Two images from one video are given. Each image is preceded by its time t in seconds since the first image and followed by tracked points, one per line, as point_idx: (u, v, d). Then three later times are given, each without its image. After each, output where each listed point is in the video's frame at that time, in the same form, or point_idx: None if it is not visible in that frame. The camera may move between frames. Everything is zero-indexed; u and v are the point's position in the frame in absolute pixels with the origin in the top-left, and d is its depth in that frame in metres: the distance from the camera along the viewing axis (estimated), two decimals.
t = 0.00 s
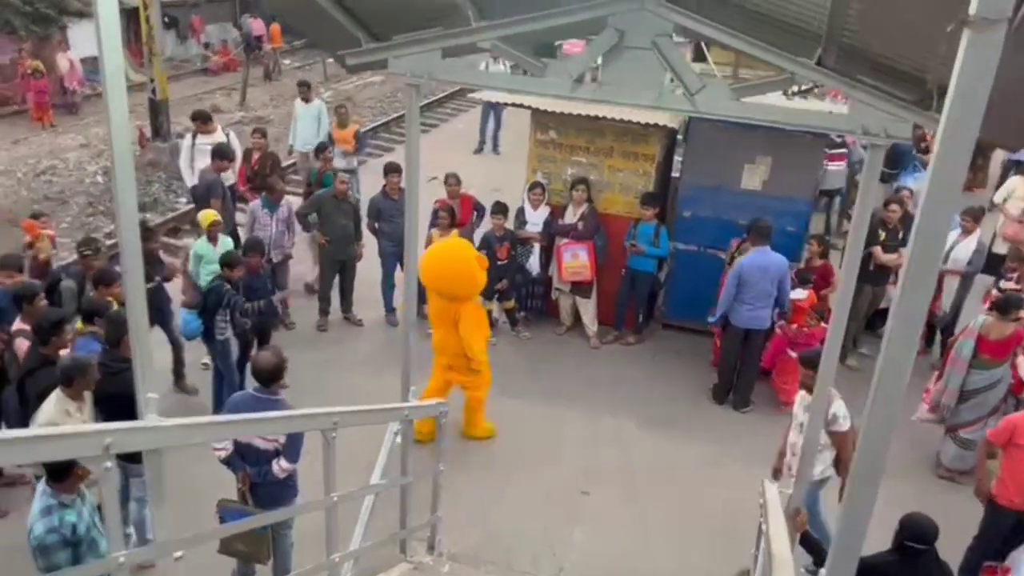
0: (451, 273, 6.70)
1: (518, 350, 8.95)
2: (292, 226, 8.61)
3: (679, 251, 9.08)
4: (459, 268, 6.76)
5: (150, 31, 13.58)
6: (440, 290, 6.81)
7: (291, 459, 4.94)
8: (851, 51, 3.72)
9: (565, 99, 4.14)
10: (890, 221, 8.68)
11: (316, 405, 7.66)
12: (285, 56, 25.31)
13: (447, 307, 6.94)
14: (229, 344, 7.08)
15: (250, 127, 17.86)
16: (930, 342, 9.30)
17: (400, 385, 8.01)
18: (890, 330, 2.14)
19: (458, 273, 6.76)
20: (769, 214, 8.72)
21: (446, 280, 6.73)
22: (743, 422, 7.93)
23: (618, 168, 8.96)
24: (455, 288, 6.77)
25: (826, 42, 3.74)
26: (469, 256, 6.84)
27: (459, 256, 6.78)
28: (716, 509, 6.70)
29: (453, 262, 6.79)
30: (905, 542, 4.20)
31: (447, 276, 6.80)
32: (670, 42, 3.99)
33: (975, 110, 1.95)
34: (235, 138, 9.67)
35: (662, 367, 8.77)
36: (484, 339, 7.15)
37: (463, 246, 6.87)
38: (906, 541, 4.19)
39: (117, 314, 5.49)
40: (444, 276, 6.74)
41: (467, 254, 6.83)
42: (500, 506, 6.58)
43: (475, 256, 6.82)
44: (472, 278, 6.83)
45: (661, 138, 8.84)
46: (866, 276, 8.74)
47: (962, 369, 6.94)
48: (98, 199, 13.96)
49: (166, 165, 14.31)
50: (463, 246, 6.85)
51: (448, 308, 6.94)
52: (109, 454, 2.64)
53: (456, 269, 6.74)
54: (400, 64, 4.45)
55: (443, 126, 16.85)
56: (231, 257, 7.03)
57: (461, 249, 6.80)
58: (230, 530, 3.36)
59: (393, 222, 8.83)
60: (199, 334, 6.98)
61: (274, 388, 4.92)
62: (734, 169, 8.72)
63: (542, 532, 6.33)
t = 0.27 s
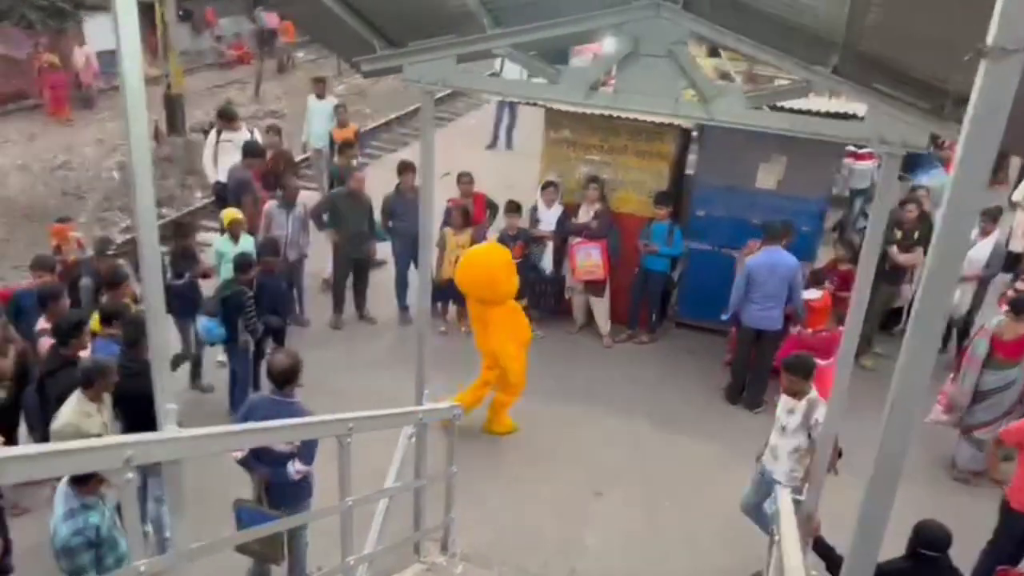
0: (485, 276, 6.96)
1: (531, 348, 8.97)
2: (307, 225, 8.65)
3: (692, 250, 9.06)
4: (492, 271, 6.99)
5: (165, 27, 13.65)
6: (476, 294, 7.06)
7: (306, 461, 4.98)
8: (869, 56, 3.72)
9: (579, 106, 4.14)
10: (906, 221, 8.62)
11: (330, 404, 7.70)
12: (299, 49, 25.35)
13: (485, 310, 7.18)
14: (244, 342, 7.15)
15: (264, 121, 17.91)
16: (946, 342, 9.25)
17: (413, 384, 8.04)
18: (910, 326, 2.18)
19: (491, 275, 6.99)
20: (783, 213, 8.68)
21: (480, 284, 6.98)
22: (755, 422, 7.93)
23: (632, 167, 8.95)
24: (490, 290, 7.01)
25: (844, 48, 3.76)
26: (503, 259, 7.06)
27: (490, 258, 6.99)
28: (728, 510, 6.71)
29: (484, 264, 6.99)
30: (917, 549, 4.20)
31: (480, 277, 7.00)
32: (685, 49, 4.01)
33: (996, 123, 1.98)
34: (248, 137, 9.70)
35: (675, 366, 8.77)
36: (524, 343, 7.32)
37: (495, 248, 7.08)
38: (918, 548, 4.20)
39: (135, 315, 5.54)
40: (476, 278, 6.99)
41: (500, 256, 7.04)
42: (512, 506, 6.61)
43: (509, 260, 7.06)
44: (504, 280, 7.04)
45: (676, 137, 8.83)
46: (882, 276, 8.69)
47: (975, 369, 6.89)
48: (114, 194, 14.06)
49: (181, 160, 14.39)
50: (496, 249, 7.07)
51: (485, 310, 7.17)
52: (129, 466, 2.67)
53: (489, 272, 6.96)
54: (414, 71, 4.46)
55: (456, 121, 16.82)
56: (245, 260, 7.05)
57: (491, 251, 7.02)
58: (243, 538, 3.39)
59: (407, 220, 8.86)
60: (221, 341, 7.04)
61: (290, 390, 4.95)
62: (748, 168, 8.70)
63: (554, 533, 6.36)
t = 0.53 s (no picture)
0: (510, 272, 6.94)
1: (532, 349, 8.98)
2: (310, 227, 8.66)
3: (694, 252, 9.06)
4: (517, 267, 6.98)
5: (168, 24, 13.63)
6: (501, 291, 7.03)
7: (306, 464, 5.00)
8: (870, 66, 3.75)
9: (582, 112, 4.15)
10: (909, 225, 8.59)
11: (331, 404, 7.72)
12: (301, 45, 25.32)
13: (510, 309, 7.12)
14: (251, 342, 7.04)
15: (266, 118, 17.91)
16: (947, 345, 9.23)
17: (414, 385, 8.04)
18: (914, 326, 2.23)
19: (517, 272, 6.96)
20: (785, 216, 8.68)
21: (506, 280, 6.96)
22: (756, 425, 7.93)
23: (634, 168, 8.95)
24: (516, 287, 6.98)
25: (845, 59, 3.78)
26: (528, 256, 7.05)
27: (515, 255, 7.01)
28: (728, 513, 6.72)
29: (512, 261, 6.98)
30: (916, 557, 4.21)
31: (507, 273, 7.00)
32: (687, 57, 4.05)
33: (999, 132, 2.04)
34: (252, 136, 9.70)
35: (676, 368, 8.77)
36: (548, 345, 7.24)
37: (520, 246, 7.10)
38: (917, 555, 4.20)
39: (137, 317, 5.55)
40: (502, 275, 6.98)
41: (524, 253, 7.05)
42: (512, 508, 6.62)
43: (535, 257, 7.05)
44: (529, 278, 7.00)
45: (678, 139, 8.84)
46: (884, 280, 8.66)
47: (975, 373, 6.89)
48: (116, 191, 14.06)
49: (183, 157, 14.40)
50: (521, 247, 7.09)
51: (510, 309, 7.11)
52: (131, 475, 2.69)
53: (514, 268, 6.95)
54: (417, 76, 4.47)
55: (458, 120, 16.81)
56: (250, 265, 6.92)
57: (517, 249, 7.03)
58: (244, 543, 3.40)
59: (408, 221, 8.87)
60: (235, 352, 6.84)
61: (290, 394, 4.95)
62: (750, 171, 8.70)
63: (554, 535, 6.37)
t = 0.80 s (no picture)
0: (534, 276, 7.05)
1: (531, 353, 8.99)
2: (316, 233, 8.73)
3: (693, 257, 9.08)
4: (543, 271, 7.08)
5: (170, 25, 13.65)
6: (525, 296, 7.13)
7: (305, 468, 5.02)
8: (868, 78, 3.79)
9: (582, 120, 4.19)
10: (909, 232, 8.60)
11: (331, 407, 7.73)
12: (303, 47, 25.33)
13: (536, 314, 7.19)
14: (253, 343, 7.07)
15: (268, 120, 17.92)
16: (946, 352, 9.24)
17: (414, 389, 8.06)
18: (916, 329, 2.55)
19: (541, 276, 7.07)
20: (784, 221, 8.71)
21: (530, 284, 7.07)
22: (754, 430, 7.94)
23: (634, 173, 8.97)
24: (540, 291, 7.06)
25: (844, 70, 3.82)
26: (553, 261, 7.15)
27: (540, 259, 7.12)
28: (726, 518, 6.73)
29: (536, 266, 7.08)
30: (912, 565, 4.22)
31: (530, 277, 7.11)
32: (687, 67, 4.09)
33: (995, 148, 2.33)
34: (253, 139, 9.74)
35: (675, 373, 8.79)
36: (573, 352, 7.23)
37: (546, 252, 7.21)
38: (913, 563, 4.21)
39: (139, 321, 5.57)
40: (527, 279, 7.09)
41: (550, 258, 7.15)
42: (511, 512, 6.64)
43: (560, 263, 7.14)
44: (553, 283, 7.09)
45: (678, 145, 8.87)
46: (883, 286, 8.67)
47: (972, 379, 6.90)
48: (118, 192, 14.08)
49: (184, 158, 14.41)
50: (548, 252, 7.19)
51: (536, 314, 7.19)
52: (131, 482, 2.71)
53: (537, 272, 7.06)
54: (417, 84, 4.49)
55: (459, 123, 16.82)
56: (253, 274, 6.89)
57: (542, 254, 7.13)
58: (246, 547, 3.42)
59: (409, 225, 8.89)
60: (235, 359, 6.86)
61: (289, 399, 4.96)
62: (750, 177, 8.72)
63: (551, 540, 6.38)
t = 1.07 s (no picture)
0: (555, 287, 7.15)
1: (530, 362, 9.01)
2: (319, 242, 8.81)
3: (692, 266, 9.10)
4: (566, 283, 7.18)
5: (170, 31, 13.69)
6: (546, 306, 7.25)
7: (302, 478, 5.02)
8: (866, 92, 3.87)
9: (581, 133, 4.23)
10: (907, 243, 8.62)
11: (330, 415, 7.73)
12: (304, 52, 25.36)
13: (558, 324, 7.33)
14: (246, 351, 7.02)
15: (268, 125, 17.95)
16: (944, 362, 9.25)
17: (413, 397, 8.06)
18: (911, 342, 2.79)
19: (563, 287, 7.17)
20: (783, 231, 8.74)
21: (551, 295, 7.17)
22: (751, 439, 7.96)
23: (633, 183, 9.00)
24: (561, 302, 7.17)
25: (842, 85, 3.90)
26: (576, 274, 7.25)
27: (563, 271, 7.23)
28: (724, 528, 6.74)
29: (556, 278, 7.21)
30: None
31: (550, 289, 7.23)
32: (685, 80, 4.19)
33: (991, 158, 2.54)
34: (251, 147, 9.77)
35: (673, 381, 8.80)
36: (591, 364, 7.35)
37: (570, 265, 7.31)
38: None
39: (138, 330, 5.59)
40: (546, 289, 7.23)
41: (573, 271, 7.26)
42: (509, 521, 6.65)
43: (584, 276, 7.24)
44: (571, 295, 7.17)
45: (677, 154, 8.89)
46: (883, 296, 8.65)
47: (967, 388, 6.92)
48: (118, 197, 14.10)
49: (184, 164, 14.42)
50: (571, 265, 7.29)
51: (557, 324, 7.33)
52: (131, 493, 2.73)
53: (560, 283, 7.16)
54: (418, 95, 4.51)
55: (458, 130, 16.83)
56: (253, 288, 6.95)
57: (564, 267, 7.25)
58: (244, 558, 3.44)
59: (409, 233, 8.92)
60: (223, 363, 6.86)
61: (286, 408, 4.97)
62: (749, 187, 8.75)
63: (549, 549, 6.39)
